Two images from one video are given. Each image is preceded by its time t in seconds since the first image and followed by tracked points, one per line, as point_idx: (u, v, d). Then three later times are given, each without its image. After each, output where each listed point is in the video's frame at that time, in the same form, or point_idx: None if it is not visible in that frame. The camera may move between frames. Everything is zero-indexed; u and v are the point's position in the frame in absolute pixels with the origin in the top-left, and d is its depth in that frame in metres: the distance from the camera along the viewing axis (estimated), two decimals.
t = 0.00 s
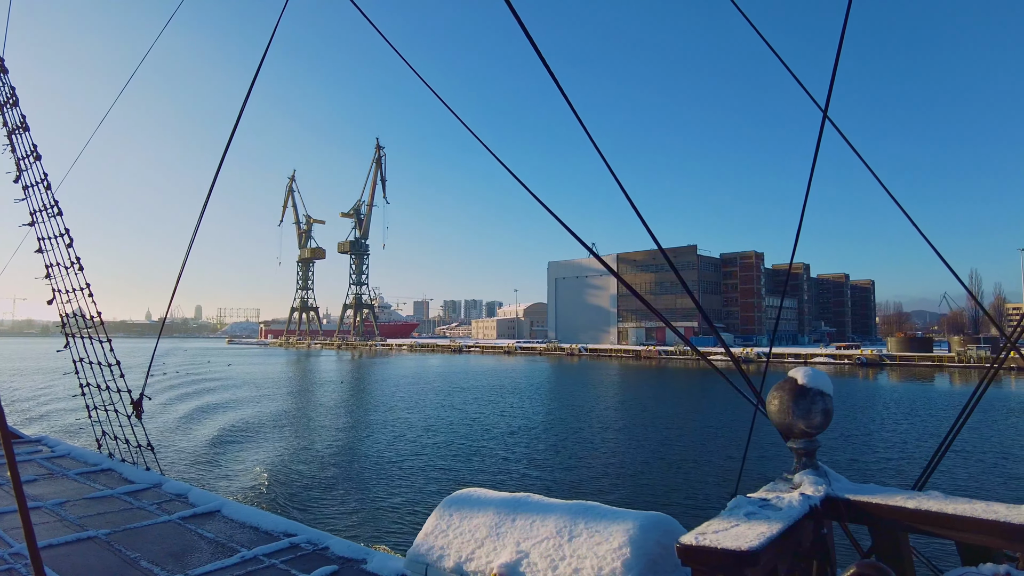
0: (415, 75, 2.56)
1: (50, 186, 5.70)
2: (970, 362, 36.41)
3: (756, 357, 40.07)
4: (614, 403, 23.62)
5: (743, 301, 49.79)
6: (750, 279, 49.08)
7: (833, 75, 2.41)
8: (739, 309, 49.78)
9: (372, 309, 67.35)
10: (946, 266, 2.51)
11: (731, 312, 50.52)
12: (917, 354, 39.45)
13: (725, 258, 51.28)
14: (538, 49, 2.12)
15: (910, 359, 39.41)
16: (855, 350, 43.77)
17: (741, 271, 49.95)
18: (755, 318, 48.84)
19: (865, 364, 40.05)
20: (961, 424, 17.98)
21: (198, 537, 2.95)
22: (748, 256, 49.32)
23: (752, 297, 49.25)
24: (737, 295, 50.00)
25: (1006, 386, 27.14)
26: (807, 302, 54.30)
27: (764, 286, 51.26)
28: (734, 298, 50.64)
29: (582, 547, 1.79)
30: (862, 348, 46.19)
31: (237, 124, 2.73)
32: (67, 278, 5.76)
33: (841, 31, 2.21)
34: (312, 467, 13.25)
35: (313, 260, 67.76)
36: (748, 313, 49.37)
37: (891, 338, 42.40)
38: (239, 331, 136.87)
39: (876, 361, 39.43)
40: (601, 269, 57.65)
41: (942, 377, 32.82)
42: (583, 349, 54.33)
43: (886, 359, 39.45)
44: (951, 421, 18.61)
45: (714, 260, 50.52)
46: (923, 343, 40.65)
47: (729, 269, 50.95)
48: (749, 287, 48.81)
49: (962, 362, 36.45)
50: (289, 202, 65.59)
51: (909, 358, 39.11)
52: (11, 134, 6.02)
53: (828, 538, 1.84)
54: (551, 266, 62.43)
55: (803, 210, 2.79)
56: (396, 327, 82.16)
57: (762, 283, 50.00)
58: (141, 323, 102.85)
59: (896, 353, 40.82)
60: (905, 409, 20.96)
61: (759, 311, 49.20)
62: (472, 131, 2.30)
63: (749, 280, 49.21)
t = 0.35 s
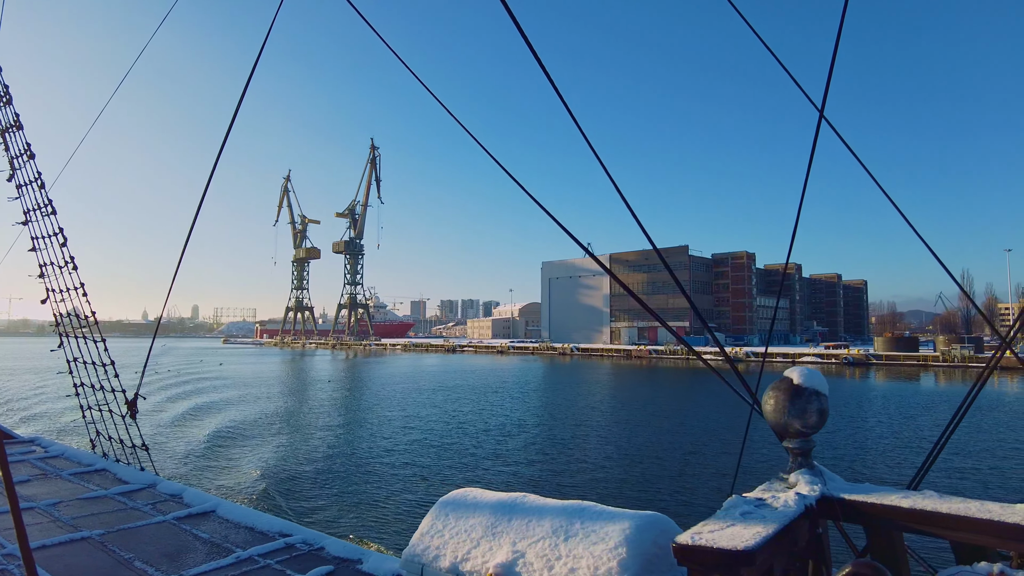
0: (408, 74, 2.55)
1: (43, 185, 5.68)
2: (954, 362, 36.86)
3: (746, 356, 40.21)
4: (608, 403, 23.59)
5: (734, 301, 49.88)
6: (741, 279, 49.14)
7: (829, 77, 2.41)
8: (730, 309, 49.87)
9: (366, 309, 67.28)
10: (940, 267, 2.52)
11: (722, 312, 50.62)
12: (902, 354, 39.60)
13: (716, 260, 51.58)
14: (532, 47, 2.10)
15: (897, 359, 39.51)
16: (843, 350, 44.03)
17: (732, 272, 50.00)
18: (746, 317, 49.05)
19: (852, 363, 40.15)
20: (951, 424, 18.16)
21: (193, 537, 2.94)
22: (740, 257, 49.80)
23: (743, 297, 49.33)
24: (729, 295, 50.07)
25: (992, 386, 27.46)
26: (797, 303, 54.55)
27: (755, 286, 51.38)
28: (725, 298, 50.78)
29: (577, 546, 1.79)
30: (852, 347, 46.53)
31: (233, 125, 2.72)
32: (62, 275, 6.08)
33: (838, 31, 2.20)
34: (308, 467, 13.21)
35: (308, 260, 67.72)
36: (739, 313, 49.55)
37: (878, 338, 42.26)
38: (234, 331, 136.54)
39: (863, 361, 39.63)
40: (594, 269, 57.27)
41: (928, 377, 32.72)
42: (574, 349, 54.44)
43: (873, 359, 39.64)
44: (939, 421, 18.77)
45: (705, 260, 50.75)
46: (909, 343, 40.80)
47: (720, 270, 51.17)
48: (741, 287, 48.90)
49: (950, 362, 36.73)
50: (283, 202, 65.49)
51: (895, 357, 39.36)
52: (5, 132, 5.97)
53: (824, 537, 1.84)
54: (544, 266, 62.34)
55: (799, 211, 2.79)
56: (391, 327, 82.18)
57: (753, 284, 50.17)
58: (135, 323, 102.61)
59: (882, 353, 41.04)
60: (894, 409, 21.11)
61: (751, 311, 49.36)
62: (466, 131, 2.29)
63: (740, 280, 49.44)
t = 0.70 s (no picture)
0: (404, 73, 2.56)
1: (38, 184, 5.67)
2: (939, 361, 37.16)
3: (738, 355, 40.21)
4: (603, 402, 23.59)
5: (726, 301, 49.97)
6: (733, 279, 49.25)
7: (825, 78, 2.42)
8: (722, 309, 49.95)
9: (361, 309, 67.27)
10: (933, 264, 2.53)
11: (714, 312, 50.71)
12: (888, 354, 39.73)
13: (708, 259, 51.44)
14: (528, 46, 2.11)
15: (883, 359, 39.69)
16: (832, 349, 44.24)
17: (723, 272, 50.12)
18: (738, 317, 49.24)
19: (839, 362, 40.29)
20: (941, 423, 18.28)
21: (187, 538, 2.93)
22: (731, 257, 49.59)
23: (735, 297, 49.46)
24: (720, 295, 50.13)
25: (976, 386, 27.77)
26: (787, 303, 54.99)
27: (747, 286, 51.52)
28: (716, 298, 50.77)
29: (573, 548, 1.78)
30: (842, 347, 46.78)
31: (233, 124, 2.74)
32: (55, 276, 5.82)
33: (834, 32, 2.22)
34: (302, 467, 13.22)
35: (303, 260, 67.66)
36: (731, 313, 49.66)
37: (866, 339, 42.42)
38: (230, 331, 136.39)
39: (850, 361, 39.89)
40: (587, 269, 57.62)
41: (914, 377, 32.60)
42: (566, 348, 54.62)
43: (859, 359, 39.88)
44: (929, 419, 18.90)
45: (697, 260, 50.67)
46: (896, 343, 40.90)
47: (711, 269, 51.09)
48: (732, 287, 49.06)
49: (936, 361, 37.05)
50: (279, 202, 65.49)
51: (882, 356, 39.54)
52: None
53: (819, 538, 1.84)
54: (538, 266, 62.28)
55: (793, 212, 2.81)
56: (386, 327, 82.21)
57: (744, 284, 50.27)
58: (131, 322, 102.56)
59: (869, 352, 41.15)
60: (885, 408, 21.17)
61: (742, 310, 49.58)
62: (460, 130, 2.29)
63: (733, 281, 49.37)
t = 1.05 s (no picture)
0: (401, 72, 2.56)
1: (32, 183, 5.65)
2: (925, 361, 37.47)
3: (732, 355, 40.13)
4: (600, 402, 23.58)
5: (718, 301, 50.08)
6: (725, 279, 49.36)
7: (822, 78, 2.43)
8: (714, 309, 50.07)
9: (356, 309, 67.19)
10: (926, 263, 2.54)
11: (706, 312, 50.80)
12: (874, 354, 39.96)
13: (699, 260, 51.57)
14: (525, 45, 2.11)
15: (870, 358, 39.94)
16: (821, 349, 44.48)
17: (716, 272, 50.17)
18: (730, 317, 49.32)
19: (826, 360, 40.48)
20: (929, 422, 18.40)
21: (182, 538, 2.92)
22: (723, 257, 49.74)
23: (727, 297, 49.62)
24: (712, 295, 50.22)
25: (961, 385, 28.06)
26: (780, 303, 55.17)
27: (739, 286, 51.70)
28: (709, 297, 50.86)
29: (568, 549, 1.78)
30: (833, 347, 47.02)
31: (231, 120, 2.74)
32: (49, 275, 5.83)
33: (831, 36, 2.24)
34: (298, 467, 13.23)
35: (298, 260, 67.54)
36: (723, 313, 49.76)
37: (853, 338, 42.65)
38: (226, 331, 136.12)
39: (837, 360, 40.12)
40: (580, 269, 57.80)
41: (901, 377, 32.42)
42: (559, 348, 54.74)
43: (847, 358, 40.07)
44: (917, 419, 19.02)
45: (689, 261, 50.79)
46: (883, 343, 41.12)
47: (703, 270, 51.19)
48: (724, 288, 49.16)
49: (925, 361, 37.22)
50: (274, 202, 65.46)
51: (868, 355, 39.77)
52: None
53: (814, 535, 1.85)
54: (531, 266, 62.29)
55: (790, 213, 2.80)
56: (382, 328, 82.17)
57: (736, 284, 50.39)
58: (126, 322, 102.27)
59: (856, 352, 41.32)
60: (879, 408, 21.18)
61: (734, 310, 49.77)
62: (457, 127, 2.29)
63: (724, 281, 49.47)
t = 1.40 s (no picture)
0: (394, 70, 2.57)
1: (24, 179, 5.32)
2: (910, 361, 37.78)
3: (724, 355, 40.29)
4: (594, 402, 23.60)
5: (709, 301, 50.20)
6: (716, 279, 49.52)
7: (815, 77, 2.44)
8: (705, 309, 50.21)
9: (351, 309, 67.22)
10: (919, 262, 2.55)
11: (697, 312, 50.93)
12: (861, 353, 40.20)
13: (691, 260, 51.81)
14: (519, 42, 2.10)
15: (856, 356, 40.26)
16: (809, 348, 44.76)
17: (707, 272, 50.34)
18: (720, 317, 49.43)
19: (813, 360, 40.65)
20: (916, 421, 18.54)
21: (176, 538, 2.91)
22: (715, 257, 49.91)
23: (718, 297, 49.76)
24: (703, 295, 50.38)
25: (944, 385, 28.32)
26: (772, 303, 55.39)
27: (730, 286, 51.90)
28: (700, 297, 51.02)
29: (562, 551, 1.77)
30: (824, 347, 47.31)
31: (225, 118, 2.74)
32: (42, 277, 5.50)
33: (826, 35, 2.25)
34: (293, 467, 13.17)
35: (293, 260, 67.51)
36: (714, 313, 49.89)
37: (841, 338, 42.98)
38: (222, 331, 136.00)
39: (824, 359, 40.41)
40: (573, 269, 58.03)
41: (887, 377, 32.29)
42: (552, 347, 54.92)
43: (834, 357, 40.37)
44: (905, 418, 19.16)
45: (680, 261, 51.02)
46: (869, 342, 41.39)
47: (695, 270, 51.40)
48: (715, 287, 49.31)
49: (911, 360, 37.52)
50: (269, 202, 65.48)
51: (855, 355, 40.03)
52: None
53: (808, 535, 1.85)
54: (525, 266, 62.35)
55: (786, 213, 2.80)
56: (377, 327, 82.25)
57: (728, 284, 50.52)
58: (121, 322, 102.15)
59: (843, 352, 41.55)
60: (870, 408, 21.31)
61: (725, 310, 49.91)
62: (452, 125, 2.29)
63: (716, 281, 49.63)
